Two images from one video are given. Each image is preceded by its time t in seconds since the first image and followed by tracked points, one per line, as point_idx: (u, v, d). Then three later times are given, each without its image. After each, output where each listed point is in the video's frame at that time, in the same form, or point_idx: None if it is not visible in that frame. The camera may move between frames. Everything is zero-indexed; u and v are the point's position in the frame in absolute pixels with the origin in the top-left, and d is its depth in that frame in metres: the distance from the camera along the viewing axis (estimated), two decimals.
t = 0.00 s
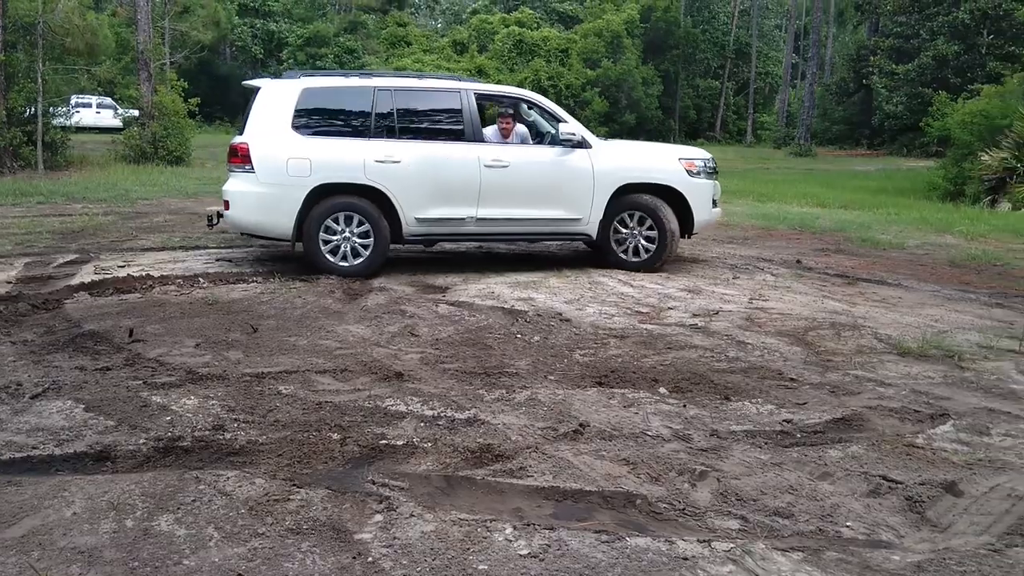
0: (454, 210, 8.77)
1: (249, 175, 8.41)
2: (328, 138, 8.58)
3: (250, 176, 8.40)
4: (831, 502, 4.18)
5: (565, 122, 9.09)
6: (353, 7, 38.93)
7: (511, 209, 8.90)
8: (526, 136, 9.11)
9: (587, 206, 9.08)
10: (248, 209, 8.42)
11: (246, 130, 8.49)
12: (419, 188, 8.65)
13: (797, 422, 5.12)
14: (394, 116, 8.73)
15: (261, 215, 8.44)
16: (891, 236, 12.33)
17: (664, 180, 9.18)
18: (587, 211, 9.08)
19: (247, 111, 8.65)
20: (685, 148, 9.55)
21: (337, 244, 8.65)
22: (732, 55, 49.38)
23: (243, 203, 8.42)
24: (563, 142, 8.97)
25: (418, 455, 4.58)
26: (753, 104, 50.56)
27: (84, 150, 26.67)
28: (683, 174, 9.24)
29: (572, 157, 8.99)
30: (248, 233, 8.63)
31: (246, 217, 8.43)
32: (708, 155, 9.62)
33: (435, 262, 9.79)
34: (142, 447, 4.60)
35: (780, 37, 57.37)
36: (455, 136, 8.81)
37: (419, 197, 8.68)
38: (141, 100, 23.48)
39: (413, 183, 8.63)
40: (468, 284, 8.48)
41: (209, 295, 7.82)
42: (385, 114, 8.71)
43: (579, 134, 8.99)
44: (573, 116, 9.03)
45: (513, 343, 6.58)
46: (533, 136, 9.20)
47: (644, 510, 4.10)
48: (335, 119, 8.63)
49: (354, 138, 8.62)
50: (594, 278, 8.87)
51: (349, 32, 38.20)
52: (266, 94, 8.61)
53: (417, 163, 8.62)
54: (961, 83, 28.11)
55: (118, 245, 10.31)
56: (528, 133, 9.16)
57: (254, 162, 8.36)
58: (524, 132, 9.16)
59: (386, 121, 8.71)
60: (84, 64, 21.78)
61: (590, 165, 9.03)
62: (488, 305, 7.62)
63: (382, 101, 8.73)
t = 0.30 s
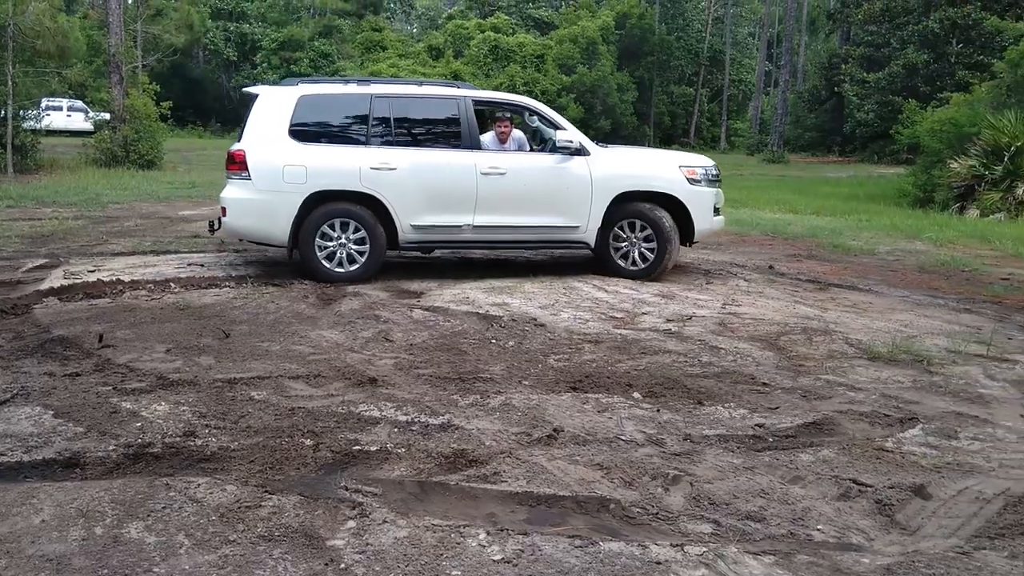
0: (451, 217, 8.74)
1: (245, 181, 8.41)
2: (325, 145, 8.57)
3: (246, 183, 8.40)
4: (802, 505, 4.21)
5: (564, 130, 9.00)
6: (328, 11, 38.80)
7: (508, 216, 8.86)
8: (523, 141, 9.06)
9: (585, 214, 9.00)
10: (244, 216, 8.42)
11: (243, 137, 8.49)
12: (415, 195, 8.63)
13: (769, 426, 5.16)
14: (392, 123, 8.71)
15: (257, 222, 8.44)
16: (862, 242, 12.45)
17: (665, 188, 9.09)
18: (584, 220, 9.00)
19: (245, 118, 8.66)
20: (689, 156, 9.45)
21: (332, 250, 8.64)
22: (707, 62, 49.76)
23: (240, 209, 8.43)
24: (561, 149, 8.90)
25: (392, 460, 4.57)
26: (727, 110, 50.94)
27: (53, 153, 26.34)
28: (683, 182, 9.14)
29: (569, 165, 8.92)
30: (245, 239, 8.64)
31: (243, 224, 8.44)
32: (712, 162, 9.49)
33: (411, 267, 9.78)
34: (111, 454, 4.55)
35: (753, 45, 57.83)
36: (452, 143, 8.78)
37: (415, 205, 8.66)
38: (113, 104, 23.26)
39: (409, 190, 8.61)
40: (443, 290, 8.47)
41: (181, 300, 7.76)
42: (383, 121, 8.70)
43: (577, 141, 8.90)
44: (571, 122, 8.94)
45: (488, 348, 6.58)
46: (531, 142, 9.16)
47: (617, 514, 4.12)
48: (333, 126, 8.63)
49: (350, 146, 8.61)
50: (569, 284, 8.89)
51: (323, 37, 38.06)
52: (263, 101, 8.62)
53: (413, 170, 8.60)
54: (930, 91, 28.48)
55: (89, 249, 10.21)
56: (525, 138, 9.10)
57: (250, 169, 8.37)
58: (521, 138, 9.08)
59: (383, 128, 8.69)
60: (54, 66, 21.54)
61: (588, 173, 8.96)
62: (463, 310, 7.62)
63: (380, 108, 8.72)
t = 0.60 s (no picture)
0: (447, 226, 8.70)
1: (243, 189, 8.48)
2: (322, 153, 8.60)
3: (244, 191, 8.47)
4: (774, 511, 4.24)
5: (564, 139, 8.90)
6: (300, 18, 38.65)
7: (505, 226, 8.79)
8: (522, 151, 9.04)
9: (583, 225, 8.89)
10: (242, 224, 8.49)
11: (242, 145, 8.55)
12: (411, 204, 8.62)
13: (740, 432, 5.20)
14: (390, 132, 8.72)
15: (255, 229, 8.50)
16: (832, 249, 12.57)
17: (664, 200, 8.93)
18: (583, 230, 8.90)
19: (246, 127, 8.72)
20: (695, 167, 9.27)
21: (329, 258, 8.63)
22: (679, 71, 50.13)
23: (237, 217, 8.49)
24: (559, 159, 8.80)
25: (364, 470, 4.55)
26: (699, 119, 51.29)
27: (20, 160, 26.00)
28: (684, 193, 8.96)
29: (568, 176, 8.84)
30: (243, 246, 8.70)
31: (241, 231, 8.50)
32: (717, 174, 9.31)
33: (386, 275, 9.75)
34: (79, 465, 4.50)
35: (724, 54, 58.34)
36: (449, 153, 8.76)
37: (411, 214, 8.65)
38: (82, 111, 23.06)
39: (406, 199, 8.60)
40: (416, 298, 8.45)
41: (150, 309, 7.68)
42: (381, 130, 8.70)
43: (576, 151, 8.79)
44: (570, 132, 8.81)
45: (462, 356, 6.58)
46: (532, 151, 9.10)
47: (590, 521, 4.12)
48: (331, 134, 8.65)
49: (348, 154, 8.63)
50: (544, 292, 8.89)
51: (296, 44, 37.90)
52: (262, 109, 8.66)
53: (410, 179, 8.59)
54: (898, 100, 28.84)
55: (57, 258, 10.09)
56: (524, 148, 9.08)
57: (249, 177, 8.43)
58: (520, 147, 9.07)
59: (381, 137, 8.70)
60: (21, 73, 21.31)
61: (586, 183, 8.86)
62: (436, 318, 7.61)
63: (378, 117, 8.73)
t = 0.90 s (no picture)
0: (445, 230, 8.65)
1: (242, 192, 8.50)
2: (321, 156, 8.59)
3: (242, 193, 8.49)
4: (748, 513, 4.26)
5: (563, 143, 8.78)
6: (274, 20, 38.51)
7: (503, 230, 8.72)
8: (522, 155, 8.97)
9: (582, 229, 8.79)
10: (241, 226, 8.51)
11: (241, 147, 8.59)
12: (409, 208, 8.57)
13: (714, 434, 5.22)
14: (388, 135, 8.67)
15: (253, 232, 8.51)
16: (805, 252, 12.66)
17: (664, 205, 8.81)
18: (582, 235, 8.79)
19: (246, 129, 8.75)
20: (699, 173, 9.13)
21: (326, 259, 8.62)
22: (654, 74, 50.35)
23: (236, 219, 8.52)
24: (559, 163, 8.69)
25: (339, 474, 4.52)
26: (674, 122, 51.54)
27: None
28: (685, 198, 8.83)
29: (568, 179, 8.73)
30: (242, 248, 8.72)
31: (239, 234, 8.53)
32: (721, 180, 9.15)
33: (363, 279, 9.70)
34: (48, 471, 4.44)
35: (699, 58, 58.67)
36: (447, 155, 8.70)
37: (409, 218, 8.60)
38: (52, 112, 22.85)
39: (404, 203, 8.56)
40: (392, 301, 8.42)
41: (122, 313, 7.60)
42: (379, 134, 8.67)
43: (575, 155, 8.68)
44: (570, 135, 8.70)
45: (437, 359, 6.56)
46: (533, 155, 9.02)
47: (565, 524, 4.12)
48: (330, 137, 8.64)
49: (346, 158, 8.61)
50: (521, 295, 8.88)
51: (270, 46, 37.75)
52: (263, 112, 8.69)
53: (408, 182, 8.54)
54: (870, 104, 29.09)
55: (27, 261, 9.96)
56: (525, 152, 9.00)
57: (247, 180, 8.45)
58: (520, 151, 8.98)
59: (380, 140, 8.66)
60: None
61: (586, 187, 8.75)
62: (412, 321, 7.58)
63: (377, 120, 8.69)
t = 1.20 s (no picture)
0: (443, 230, 8.57)
1: (241, 189, 8.51)
2: (319, 154, 8.57)
3: (240, 190, 8.50)
4: (725, 509, 4.28)
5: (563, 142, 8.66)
6: (250, 18, 38.22)
7: (502, 231, 8.61)
8: (523, 154, 8.88)
9: (582, 232, 8.62)
10: (238, 224, 8.53)
11: (242, 144, 8.60)
12: (407, 207, 8.51)
13: (692, 432, 5.24)
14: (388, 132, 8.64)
15: (250, 229, 8.53)
16: (782, 250, 12.73)
17: (665, 207, 8.59)
18: (582, 237, 8.63)
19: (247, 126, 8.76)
20: (703, 174, 8.90)
21: (324, 257, 8.59)
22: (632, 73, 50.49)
23: (234, 217, 8.54)
24: (559, 163, 8.57)
25: (316, 474, 4.50)
26: (651, 121, 51.68)
27: None
28: (687, 200, 8.59)
29: (568, 180, 8.58)
30: (241, 246, 8.74)
31: (236, 231, 8.55)
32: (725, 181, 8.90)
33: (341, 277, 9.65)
34: (21, 473, 4.39)
35: (677, 57, 58.86)
36: (447, 154, 8.62)
37: (407, 217, 8.54)
38: (25, 110, 22.51)
39: (401, 202, 8.49)
40: (369, 300, 8.40)
41: (95, 313, 7.52)
42: (379, 132, 8.64)
43: (575, 155, 8.55)
44: (570, 134, 8.59)
45: (415, 358, 6.54)
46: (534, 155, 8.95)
47: (543, 523, 4.12)
48: (329, 135, 8.63)
49: (345, 155, 8.58)
50: (501, 294, 8.86)
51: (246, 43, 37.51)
52: (263, 108, 8.68)
53: (406, 181, 8.47)
54: (845, 103, 29.29)
55: None
56: (526, 150, 8.91)
57: (245, 176, 8.46)
58: (520, 150, 8.90)
59: (379, 139, 8.62)
60: None
61: (587, 188, 8.59)
62: (390, 320, 7.56)
63: (377, 118, 8.66)
